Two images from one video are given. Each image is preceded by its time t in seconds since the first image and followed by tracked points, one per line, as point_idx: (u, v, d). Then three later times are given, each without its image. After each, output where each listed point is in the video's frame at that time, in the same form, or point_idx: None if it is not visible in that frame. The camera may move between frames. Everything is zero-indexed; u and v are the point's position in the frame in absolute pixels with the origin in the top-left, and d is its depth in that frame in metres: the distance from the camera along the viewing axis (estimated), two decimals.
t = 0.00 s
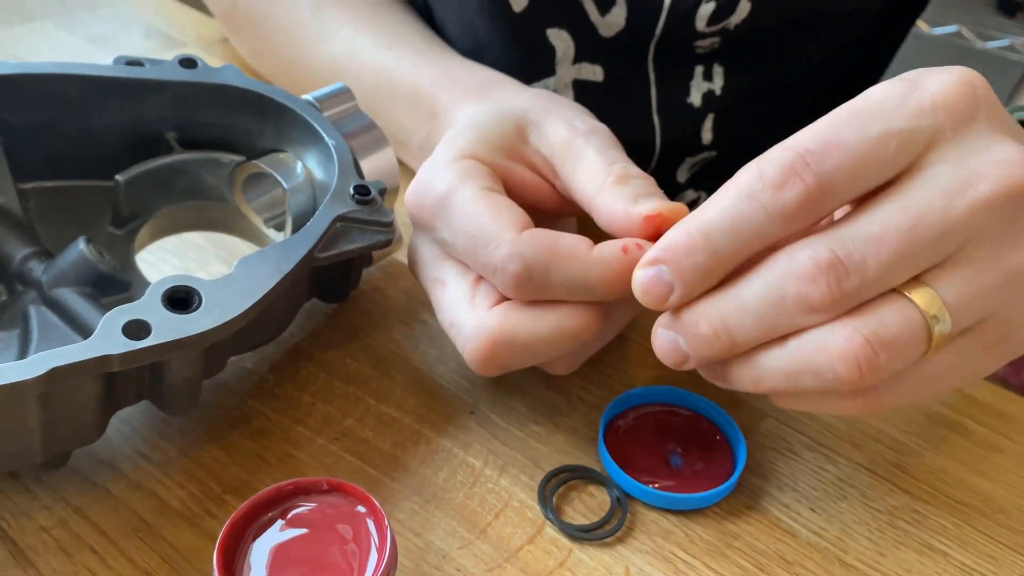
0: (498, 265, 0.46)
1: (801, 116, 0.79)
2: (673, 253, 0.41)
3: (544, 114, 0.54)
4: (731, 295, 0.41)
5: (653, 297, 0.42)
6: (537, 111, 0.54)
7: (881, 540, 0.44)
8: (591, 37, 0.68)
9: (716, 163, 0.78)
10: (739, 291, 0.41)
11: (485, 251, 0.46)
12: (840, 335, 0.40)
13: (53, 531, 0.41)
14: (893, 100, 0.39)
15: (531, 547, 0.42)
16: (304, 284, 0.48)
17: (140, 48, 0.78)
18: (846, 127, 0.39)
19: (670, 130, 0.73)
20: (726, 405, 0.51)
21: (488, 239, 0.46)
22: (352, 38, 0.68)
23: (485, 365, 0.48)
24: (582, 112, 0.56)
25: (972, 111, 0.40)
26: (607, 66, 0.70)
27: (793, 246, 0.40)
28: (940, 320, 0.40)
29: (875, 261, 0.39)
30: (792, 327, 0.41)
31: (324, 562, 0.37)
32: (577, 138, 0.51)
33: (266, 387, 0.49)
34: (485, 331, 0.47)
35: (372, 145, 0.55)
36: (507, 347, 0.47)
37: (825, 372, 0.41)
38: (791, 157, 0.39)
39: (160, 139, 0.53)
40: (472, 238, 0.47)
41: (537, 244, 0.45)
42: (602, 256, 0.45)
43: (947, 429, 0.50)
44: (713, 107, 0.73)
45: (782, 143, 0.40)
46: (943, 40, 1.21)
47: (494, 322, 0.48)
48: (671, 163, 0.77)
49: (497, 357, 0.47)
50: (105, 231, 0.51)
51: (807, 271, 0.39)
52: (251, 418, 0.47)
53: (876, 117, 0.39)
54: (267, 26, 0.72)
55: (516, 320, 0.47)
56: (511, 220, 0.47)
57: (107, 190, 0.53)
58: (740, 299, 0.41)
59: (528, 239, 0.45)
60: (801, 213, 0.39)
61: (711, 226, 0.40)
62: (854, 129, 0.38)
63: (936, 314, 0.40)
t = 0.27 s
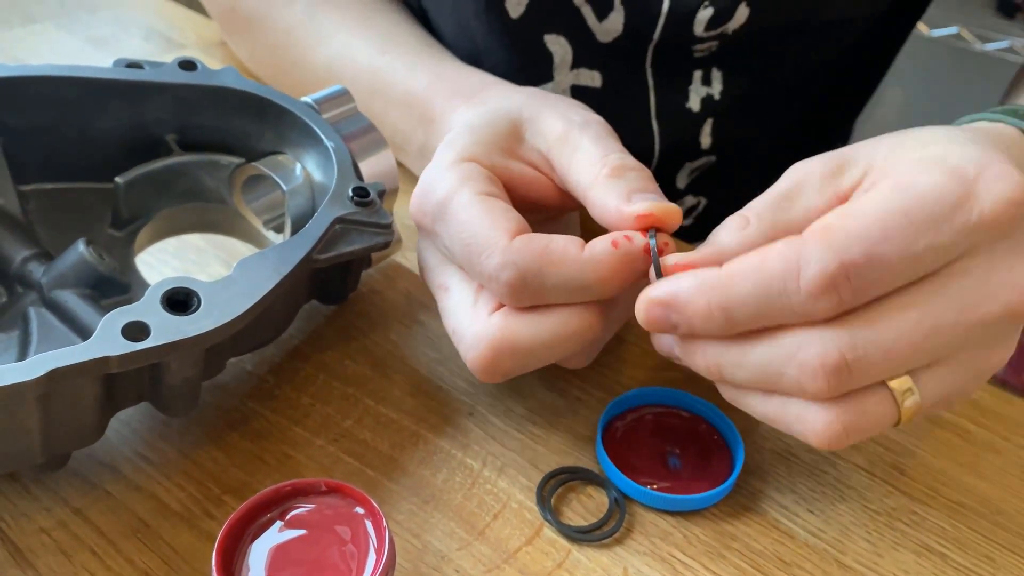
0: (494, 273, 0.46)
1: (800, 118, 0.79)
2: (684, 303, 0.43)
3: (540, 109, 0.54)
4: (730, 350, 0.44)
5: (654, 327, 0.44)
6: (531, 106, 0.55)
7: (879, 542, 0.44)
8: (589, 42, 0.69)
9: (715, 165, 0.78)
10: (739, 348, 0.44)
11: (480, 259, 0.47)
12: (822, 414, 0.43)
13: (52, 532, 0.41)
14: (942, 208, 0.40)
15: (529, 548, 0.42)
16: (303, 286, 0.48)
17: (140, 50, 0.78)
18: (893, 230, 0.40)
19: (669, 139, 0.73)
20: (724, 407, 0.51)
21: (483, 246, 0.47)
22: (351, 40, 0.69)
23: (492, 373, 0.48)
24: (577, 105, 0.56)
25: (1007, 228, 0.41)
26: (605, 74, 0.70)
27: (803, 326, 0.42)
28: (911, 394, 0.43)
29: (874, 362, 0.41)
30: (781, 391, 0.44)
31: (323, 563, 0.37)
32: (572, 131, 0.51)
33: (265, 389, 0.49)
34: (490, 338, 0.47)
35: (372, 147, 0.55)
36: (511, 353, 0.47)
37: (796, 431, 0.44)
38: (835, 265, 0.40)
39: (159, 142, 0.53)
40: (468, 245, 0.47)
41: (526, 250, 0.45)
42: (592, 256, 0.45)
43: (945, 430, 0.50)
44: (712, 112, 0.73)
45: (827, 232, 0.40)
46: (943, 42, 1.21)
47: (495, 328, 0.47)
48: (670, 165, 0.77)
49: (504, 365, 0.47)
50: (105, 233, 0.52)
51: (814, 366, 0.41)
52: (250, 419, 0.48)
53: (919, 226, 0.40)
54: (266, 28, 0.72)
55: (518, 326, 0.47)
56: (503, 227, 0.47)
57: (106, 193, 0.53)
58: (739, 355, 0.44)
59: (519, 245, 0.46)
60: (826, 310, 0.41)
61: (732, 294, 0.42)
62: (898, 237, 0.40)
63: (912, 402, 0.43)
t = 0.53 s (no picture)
0: (500, 248, 0.45)
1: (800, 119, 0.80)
2: (672, 315, 0.45)
3: (546, 108, 0.54)
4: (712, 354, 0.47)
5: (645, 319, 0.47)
6: (538, 105, 0.55)
7: (879, 542, 0.44)
8: (590, 41, 0.69)
9: (714, 165, 0.78)
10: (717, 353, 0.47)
11: (487, 233, 0.46)
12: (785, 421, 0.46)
13: (52, 532, 0.41)
14: (928, 273, 0.40)
15: (529, 548, 0.42)
16: (303, 286, 0.48)
17: (141, 51, 0.78)
18: (877, 290, 0.40)
19: (669, 133, 0.73)
20: (725, 407, 0.51)
21: (490, 221, 0.46)
22: (351, 40, 0.69)
23: (496, 355, 0.48)
24: (583, 105, 0.56)
25: (998, 289, 0.42)
26: (606, 69, 0.70)
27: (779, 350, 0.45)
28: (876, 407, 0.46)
29: (836, 394, 0.44)
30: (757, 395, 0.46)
31: (323, 563, 0.37)
32: (578, 130, 0.51)
33: (265, 389, 0.49)
34: (495, 318, 0.47)
35: (372, 148, 0.55)
36: (515, 338, 0.47)
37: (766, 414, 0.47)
38: (812, 318, 0.41)
39: (159, 142, 0.53)
40: (475, 222, 0.47)
41: (536, 220, 0.45)
42: (603, 226, 0.45)
43: (946, 432, 0.50)
44: (713, 111, 0.74)
45: (812, 283, 0.41)
46: (943, 43, 1.21)
47: (500, 313, 0.47)
48: (670, 166, 0.77)
49: (507, 343, 0.47)
50: (105, 233, 0.52)
51: (778, 390, 0.45)
52: (251, 420, 0.48)
53: (902, 289, 0.40)
54: (267, 29, 0.72)
55: (524, 305, 0.47)
56: (512, 202, 0.46)
57: (107, 193, 0.53)
58: (719, 360, 0.47)
59: (529, 217, 0.45)
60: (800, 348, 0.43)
61: (715, 320, 0.44)
62: (881, 296, 0.40)
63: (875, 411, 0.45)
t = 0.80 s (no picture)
0: (497, 256, 0.45)
1: (798, 120, 0.80)
2: (683, 295, 0.42)
3: (542, 109, 0.54)
4: (723, 348, 0.44)
5: (650, 311, 0.44)
6: (534, 105, 0.55)
7: (877, 541, 0.45)
8: (588, 41, 0.69)
9: (712, 165, 0.79)
10: (730, 347, 0.44)
11: (485, 240, 0.46)
12: (804, 424, 0.44)
13: (53, 531, 0.41)
14: (955, 245, 0.40)
15: (528, 548, 0.42)
16: (303, 286, 0.49)
17: (141, 51, 0.78)
18: (903, 260, 0.39)
19: (666, 133, 0.74)
20: (723, 407, 0.52)
21: (488, 228, 0.46)
22: (350, 41, 0.69)
23: (502, 360, 0.48)
24: (578, 104, 0.56)
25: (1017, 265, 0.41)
26: (603, 70, 0.71)
27: (796, 339, 0.43)
28: (894, 406, 0.45)
29: (863, 385, 0.42)
30: (772, 398, 0.45)
31: (323, 562, 0.37)
32: (572, 131, 0.51)
33: (265, 389, 0.50)
34: (502, 324, 0.47)
35: (372, 148, 0.55)
36: (522, 344, 0.47)
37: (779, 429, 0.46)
38: (838, 282, 0.39)
39: (160, 143, 0.53)
40: (475, 227, 0.47)
41: (530, 230, 0.44)
42: (597, 232, 0.45)
43: (943, 431, 0.51)
44: (710, 110, 0.74)
45: (839, 249, 0.40)
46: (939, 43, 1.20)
47: (505, 319, 0.47)
48: (668, 166, 0.77)
49: (513, 350, 0.47)
50: (106, 234, 0.52)
51: (807, 385, 0.42)
52: (251, 419, 0.48)
53: (926, 266, 0.40)
54: (266, 29, 0.73)
55: (529, 312, 0.47)
56: (508, 208, 0.46)
57: (108, 193, 0.53)
58: (731, 357, 0.44)
59: (524, 224, 0.45)
60: (820, 326, 0.41)
61: (733, 296, 0.41)
62: (909, 263, 0.39)
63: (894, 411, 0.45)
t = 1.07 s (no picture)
0: (486, 265, 0.46)
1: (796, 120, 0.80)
2: (648, 178, 0.39)
3: (535, 106, 0.54)
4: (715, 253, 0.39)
5: (620, 221, 0.40)
6: (529, 102, 0.55)
7: (876, 541, 0.44)
8: (585, 40, 0.69)
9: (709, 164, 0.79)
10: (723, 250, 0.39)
11: (475, 248, 0.46)
12: (872, 312, 0.37)
13: (51, 531, 0.41)
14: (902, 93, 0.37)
15: (528, 547, 0.42)
16: (302, 285, 0.49)
17: (139, 51, 0.78)
18: (855, 107, 0.37)
19: (665, 132, 0.74)
20: (722, 406, 0.52)
21: (478, 237, 0.46)
22: (349, 39, 0.69)
23: (497, 363, 0.48)
24: (574, 101, 0.56)
25: (990, 126, 0.39)
26: (601, 69, 0.71)
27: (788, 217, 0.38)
28: (957, 301, 0.39)
29: (891, 234, 0.36)
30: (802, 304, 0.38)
31: (322, 561, 0.37)
32: (564, 130, 0.51)
33: (263, 388, 0.49)
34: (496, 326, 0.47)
35: (370, 147, 0.55)
36: (514, 346, 0.48)
37: (852, 358, 0.38)
38: (790, 108, 0.37)
39: (158, 142, 0.53)
40: (466, 234, 0.47)
41: (519, 240, 0.45)
42: (585, 242, 0.45)
43: (942, 430, 0.51)
44: (709, 111, 0.74)
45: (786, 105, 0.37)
46: (937, 43, 1.19)
47: (496, 323, 0.48)
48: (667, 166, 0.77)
49: (507, 353, 0.48)
50: (104, 232, 0.52)
51: (828, 266, 0.36)
52: (249, 418, 0.48)
53: (891, 131, 0.37)
54: (264, 28, 0.73)
55: (523, 314, 0.47)
56: (498, 217, 0.46)
57: (107, 192, 0.53)
58: (730, 255, 0.38)
59: (513, 236, 0.45)
60: (784, 166, 0.37)
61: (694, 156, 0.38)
62: (858, 104, 0.37)
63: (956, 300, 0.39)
